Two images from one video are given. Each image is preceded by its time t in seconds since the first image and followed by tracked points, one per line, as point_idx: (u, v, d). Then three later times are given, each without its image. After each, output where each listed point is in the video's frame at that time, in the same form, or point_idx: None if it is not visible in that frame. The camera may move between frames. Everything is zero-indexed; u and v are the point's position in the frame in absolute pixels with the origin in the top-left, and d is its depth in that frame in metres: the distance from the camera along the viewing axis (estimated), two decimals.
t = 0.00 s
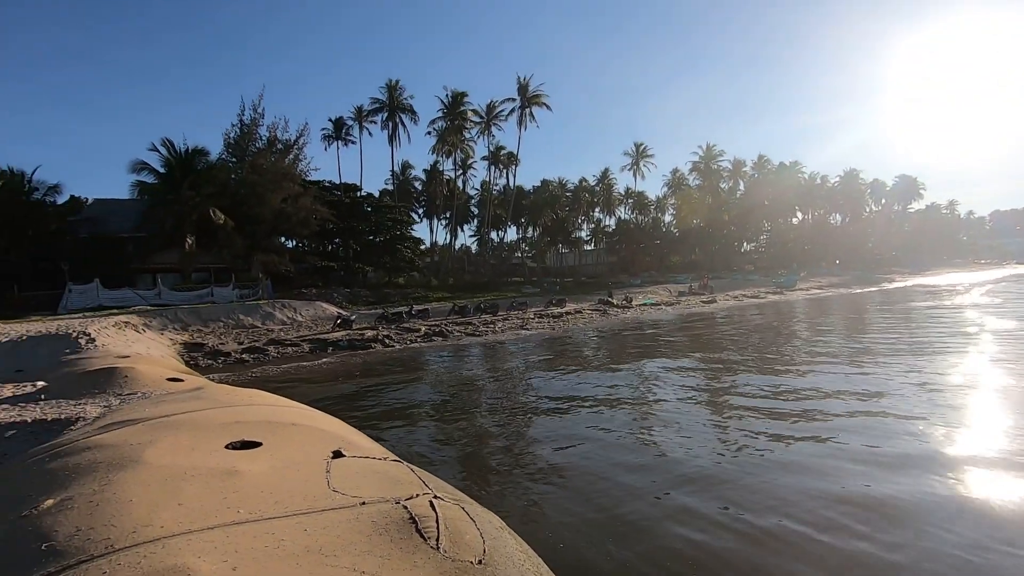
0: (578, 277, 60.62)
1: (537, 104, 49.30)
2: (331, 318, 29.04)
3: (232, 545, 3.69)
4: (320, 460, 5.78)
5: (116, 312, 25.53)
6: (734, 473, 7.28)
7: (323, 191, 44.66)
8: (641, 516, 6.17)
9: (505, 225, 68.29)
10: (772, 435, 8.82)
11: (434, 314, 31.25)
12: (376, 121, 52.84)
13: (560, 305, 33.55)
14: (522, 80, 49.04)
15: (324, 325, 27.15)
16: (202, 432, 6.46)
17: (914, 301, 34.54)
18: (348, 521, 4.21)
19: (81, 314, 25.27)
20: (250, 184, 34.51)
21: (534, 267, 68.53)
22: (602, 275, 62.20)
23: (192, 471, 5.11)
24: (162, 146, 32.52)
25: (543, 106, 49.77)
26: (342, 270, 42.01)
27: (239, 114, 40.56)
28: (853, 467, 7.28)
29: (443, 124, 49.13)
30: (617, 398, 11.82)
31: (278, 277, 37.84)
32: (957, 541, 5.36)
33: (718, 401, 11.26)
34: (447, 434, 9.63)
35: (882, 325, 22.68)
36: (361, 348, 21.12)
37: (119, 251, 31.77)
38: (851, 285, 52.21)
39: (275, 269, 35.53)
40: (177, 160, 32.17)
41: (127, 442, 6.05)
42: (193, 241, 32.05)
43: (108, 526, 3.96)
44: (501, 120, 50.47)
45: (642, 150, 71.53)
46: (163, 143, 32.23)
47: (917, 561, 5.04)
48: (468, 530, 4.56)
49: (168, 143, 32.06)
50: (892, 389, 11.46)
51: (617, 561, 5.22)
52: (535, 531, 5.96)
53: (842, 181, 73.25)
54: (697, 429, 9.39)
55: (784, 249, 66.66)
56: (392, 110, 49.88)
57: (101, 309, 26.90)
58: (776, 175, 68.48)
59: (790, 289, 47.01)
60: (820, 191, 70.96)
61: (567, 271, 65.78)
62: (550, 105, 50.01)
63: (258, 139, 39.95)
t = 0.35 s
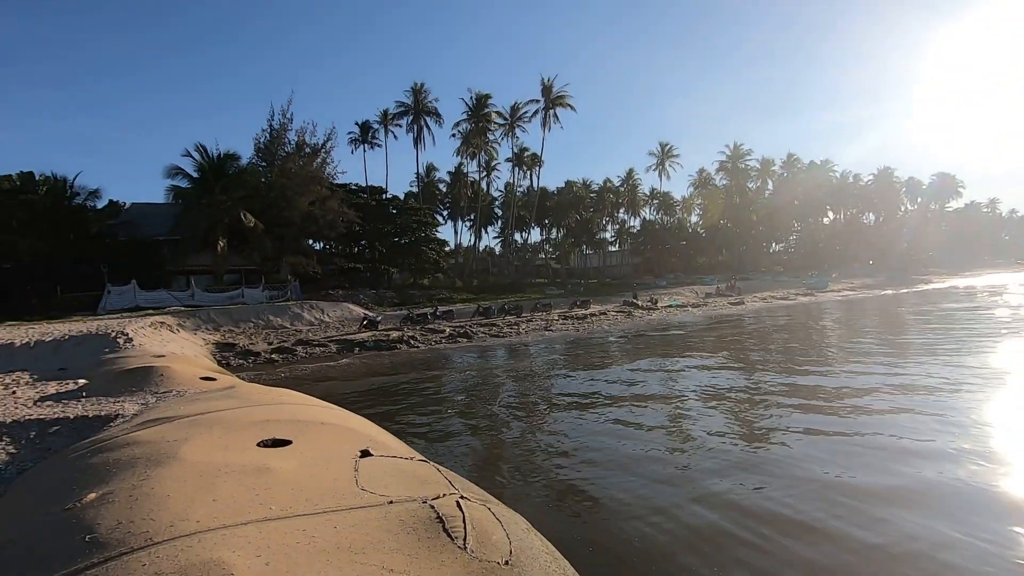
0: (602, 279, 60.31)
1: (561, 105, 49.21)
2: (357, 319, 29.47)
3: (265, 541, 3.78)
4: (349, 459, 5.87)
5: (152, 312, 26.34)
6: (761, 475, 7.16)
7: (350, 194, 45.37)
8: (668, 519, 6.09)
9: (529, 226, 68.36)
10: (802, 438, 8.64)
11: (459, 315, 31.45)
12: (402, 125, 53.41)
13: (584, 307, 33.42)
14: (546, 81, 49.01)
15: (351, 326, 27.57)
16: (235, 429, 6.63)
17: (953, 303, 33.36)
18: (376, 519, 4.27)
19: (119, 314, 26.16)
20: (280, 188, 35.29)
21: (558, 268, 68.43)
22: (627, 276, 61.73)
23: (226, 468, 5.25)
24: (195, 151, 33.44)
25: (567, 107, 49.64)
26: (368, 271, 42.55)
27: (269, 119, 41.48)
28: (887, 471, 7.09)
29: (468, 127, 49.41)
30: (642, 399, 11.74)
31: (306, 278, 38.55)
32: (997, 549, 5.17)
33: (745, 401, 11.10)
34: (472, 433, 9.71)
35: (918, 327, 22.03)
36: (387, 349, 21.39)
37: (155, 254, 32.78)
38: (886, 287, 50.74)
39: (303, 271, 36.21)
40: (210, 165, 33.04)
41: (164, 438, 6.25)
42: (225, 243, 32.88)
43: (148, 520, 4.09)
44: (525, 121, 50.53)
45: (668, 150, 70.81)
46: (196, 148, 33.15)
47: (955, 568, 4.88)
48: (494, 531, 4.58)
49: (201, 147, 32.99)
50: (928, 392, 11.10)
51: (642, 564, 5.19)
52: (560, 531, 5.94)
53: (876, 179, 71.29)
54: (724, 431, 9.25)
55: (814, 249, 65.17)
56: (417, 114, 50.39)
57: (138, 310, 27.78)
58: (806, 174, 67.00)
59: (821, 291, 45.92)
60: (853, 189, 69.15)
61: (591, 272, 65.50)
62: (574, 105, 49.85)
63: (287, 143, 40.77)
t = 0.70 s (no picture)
0: (625, 281, 59.91)
1: (584, 107, 49.07)
2: (381, 320, 29.80)
3: (294, 537, 3.85)
4: (374, 459, 5.95)
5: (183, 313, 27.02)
6: (787, 478, 7.05)
7: (374, 196, 45.95)
8: (693, 522, 6.01)
9: (551, 228, 68.38)
10: (831, 442, 8.47)
11: (481, 316, 31.57)
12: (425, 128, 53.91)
13: (607, 309, 33.26)
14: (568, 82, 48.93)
15: (374, 327, 27.86)
16: (264, 428, 6.77)
17: (991, 306, 32.24)
18: (402, 519, 4.32)
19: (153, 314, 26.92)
20: (306, 191, 35.98)
21: (580, 270, 68.22)
22: (650, 279, 61.31)
23: (256, 465, 5.37)
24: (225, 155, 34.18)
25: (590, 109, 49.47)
26: (391, 273, 42.94)
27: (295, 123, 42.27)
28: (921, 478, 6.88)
29: (490, 129, 49.62)
30: (667, 404, 11.61)
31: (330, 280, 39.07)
32: None
33: (771, 406, 10.93)
34: (494, 435, 9.75)
35: (952, 331, 21.37)
36: (410, 350, 21.57)
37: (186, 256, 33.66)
38: (919, 290, 49.26)
39: (328, 272, 36.79)
40: (239, 169, 33.73)
41: (196, 435, 6.42)
42: (253, 245, 33.57)
43: (181, 514, 4.21)
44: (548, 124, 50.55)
45: (692, 150, 70.07)
46: (226, 152, 33.89)
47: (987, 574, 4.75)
48: (518, 532, 4.59)
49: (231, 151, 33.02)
50: (963, 397, 10.75)
51: (665, 566, 5.15)
52: (584, 534, 5.92)
53: (908, 179, 69.35)
54: (749, 435, 9.12)
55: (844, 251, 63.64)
56: (440, 117, 50.81)
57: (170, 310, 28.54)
58: (835, 175, 65.58)
59: (850, 294, 44.84)
60: (885, 190, 67.33)
61: (614, 274, 65.11)
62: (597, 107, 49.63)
63: (313, 147, 41.49)
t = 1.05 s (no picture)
0: (649, 284, 59.46)
1: (607, 109, 48.89)
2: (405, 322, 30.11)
3: (322, 535, 3.91)
4: (400, 459, 6.01)
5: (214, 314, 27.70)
6: (818, 490, 6.89)
7: (398, 199, 46.50)
8: (721, 533, 5.91)
9: (574, 230, 68.25)
10: (863, 452, 8.26)
11: (504, 319, 31.65)
12: (449, 131, 54.34)
13: (631, 312, 33.02)
14: (592, 84, 48.77)
15: (398, 329, 28.16)
16: (292, 427, 6.89)
17: None
18: (428, 519, 4.35)
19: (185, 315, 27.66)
20: (332, 195, 36.67)
21: (603, 273, 67.94)
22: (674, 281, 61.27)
23: (285, 463, 5.47)
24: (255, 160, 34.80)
25: (614, 111, 49.26)
26: (415, 276, 43.29)
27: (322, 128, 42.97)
28: (958, 493, 6.67)
29: (513, 132, 49.75)
30: (693, 409, 11.45)
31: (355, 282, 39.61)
32: None
33: (799, 413, 10.73)
34: (517, 438, 9.76)
35: (991, 337, 20.64)
36: (433, 352, 21.75)
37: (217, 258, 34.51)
38: (955, 294, 47.69)
39: (354, 275, 37.34)
40: (267, 172, 34.27)
41: (227, 433, 6.57)
42: (281, 248, 34.22)
43: (213, 510, 4.31)
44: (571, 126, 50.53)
45: (718, 151, 69.19)
46: (255, 157, 34.50)
47: None
48: (543, 535, 4.59)
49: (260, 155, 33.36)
50: (1003, 408, 10.39)
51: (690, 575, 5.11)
52: (607, 539, 5.89)
53: (944, 179, 67.28)
54: (777, 443, 8.93)
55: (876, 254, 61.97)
56: (464, 120, 51.14)
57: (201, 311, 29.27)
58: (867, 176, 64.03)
59: (883, 298, 43.70)
60: (919, 190, 65.33)
61: (637, 277, 64.60)
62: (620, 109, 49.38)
63: (339, 151, 42.14)
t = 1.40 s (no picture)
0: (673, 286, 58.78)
1: (630, 109, 48.54)
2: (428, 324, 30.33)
3: (348, 535, 3.96)
4: (425, 460, 6.05)
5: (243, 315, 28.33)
6: (849, 497, 6.73)
7: (422, 202, 46.91)
8: (748, 539, 5.80)
9: (597, 232, 67.92)
10: (896, 458, 8.02)
11: (527, 321, 31.63)
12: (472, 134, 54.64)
13: (655, 314, 32.70)
14: (615, 85, 48.53)
15: (422, 331, 28.38)
16: (319, 427, 7.01)
17: None
18: (453, 520, 4.37)
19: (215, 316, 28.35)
20: (357, 198, 37.12)
21: (627, 275, 67.46)
22: (699, 283, 60.39)
23: (312, 463, 5.55)
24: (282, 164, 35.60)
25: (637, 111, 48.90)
26: (439, 278, 43.55)
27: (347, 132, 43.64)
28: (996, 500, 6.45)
29: (535, 134, 49.81)
30: (718, 414, 11.27)
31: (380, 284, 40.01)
32: None
33: (828, 418, 10.52)
34: (540, 440, 9.78)
35: None
36: (456, 354, 21.84)
37: (245, 260, 35.28)
38: (995, 296, 46.00)
39: (379, 277, 37.80)
40: (294, 177, 35.06)
41: (256, 432, 6.71)
42: (307, 250, 34.80)
43: (244, 508, 4.41)
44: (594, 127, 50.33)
45: (744, 151, 68.12)
46: (283, 161, 35.30)
47: None
48: (568, 539, 4.57)
49: (288, 159, 34.00)
50: None
51: None
52: (631, 541, 5.87)
53: (982, 177, 64.98)
54: (806, 448, 8.73)
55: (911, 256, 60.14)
56: (487, 123, 51.34)
57: (231, 312, 29.96)
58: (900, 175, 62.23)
59: (917, 300, 42.41)
60: (956, 189, 63.20)
61: (662, 279, 64.08)
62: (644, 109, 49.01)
63: (364, 155, 42.71)
